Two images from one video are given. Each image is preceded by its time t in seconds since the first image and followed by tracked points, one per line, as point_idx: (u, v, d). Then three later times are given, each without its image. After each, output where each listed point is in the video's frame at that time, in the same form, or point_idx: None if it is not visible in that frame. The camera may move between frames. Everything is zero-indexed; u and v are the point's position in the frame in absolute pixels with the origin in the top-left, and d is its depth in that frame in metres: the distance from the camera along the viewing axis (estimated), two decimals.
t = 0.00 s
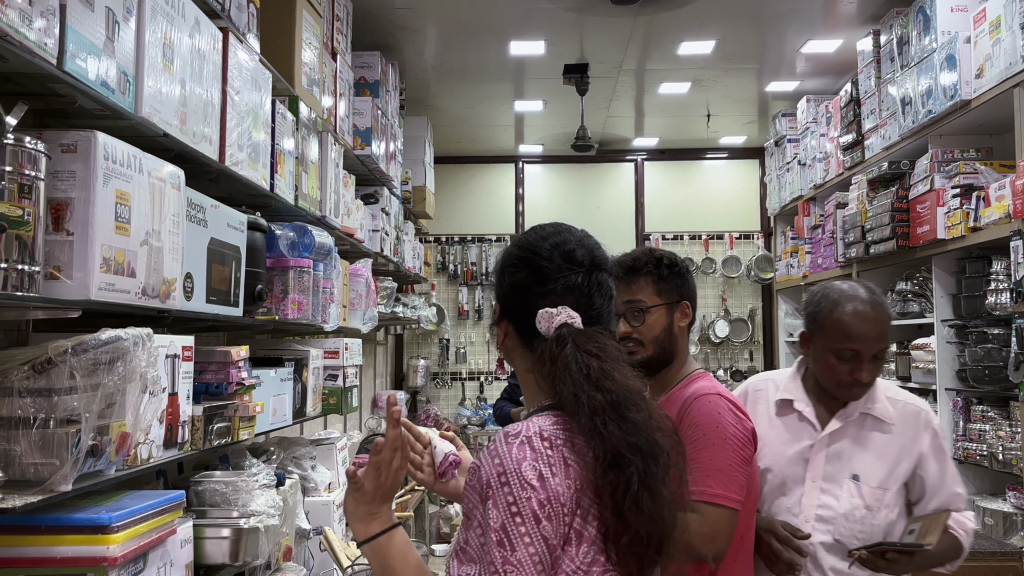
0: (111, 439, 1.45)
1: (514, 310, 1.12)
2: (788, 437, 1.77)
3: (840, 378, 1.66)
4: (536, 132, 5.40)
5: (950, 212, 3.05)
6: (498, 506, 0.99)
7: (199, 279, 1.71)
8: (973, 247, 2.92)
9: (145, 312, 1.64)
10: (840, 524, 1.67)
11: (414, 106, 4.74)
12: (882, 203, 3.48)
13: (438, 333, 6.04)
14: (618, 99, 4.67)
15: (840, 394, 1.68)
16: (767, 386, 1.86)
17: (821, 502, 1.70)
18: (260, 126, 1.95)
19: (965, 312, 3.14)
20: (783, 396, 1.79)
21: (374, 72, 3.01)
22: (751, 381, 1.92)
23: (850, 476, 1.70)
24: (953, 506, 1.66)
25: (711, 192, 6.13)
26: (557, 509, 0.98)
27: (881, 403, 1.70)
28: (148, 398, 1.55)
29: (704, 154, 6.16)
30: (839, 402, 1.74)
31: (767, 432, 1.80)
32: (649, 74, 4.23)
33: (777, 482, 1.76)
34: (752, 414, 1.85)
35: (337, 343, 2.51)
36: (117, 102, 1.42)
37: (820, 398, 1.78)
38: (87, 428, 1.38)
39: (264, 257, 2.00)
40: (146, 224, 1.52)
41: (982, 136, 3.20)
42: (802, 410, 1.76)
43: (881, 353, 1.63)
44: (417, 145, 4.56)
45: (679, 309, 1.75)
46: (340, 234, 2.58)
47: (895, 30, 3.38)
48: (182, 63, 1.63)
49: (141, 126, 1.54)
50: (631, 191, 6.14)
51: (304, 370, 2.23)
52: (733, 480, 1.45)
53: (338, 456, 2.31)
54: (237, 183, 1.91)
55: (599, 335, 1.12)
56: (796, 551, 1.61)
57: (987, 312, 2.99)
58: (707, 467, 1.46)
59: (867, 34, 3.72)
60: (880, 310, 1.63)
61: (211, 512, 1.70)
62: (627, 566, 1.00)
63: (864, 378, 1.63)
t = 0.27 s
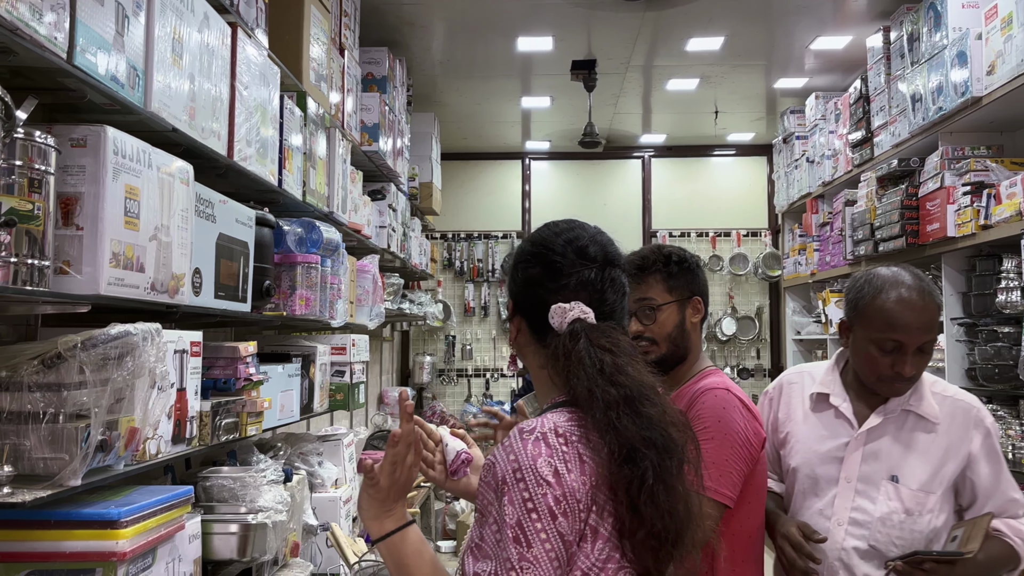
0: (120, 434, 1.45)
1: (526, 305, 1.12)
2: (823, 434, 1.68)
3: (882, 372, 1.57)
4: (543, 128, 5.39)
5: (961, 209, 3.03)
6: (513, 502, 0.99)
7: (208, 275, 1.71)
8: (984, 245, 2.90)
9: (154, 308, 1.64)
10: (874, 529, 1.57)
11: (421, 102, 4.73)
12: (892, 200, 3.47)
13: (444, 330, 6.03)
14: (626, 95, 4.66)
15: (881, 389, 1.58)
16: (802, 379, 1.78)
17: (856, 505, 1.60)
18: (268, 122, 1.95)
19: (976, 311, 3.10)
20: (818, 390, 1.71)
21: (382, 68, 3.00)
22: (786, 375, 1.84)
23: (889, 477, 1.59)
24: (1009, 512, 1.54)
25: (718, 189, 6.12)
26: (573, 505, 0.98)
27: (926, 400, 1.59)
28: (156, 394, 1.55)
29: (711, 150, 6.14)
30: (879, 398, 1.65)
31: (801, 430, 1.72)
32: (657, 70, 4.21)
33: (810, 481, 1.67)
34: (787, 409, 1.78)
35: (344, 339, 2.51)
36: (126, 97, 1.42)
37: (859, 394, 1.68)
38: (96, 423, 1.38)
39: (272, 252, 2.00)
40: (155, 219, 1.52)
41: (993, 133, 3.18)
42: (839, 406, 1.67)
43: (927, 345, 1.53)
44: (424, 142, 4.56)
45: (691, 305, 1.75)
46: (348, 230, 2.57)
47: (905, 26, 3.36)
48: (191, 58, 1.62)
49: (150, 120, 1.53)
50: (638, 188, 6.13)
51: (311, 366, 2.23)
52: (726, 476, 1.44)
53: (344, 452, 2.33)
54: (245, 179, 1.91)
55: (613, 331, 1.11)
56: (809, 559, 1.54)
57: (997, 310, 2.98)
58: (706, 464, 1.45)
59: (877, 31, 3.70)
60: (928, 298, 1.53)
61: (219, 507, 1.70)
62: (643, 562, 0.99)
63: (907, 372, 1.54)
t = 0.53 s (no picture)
0: (138, 429, 1.45)
1: (546, 303, 1.12)
2: (840, 444, 1.62)
3: (896, 375, 1.49)
4: (555, 125, 5.38)
5: (978, 207, 3.02)
6: (534, 502, 0.98)
7: (224, 271, 1.71)
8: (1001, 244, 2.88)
9: (170, 303, 1.64)
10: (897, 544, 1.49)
11: (433, 99, 4.73)
12: (908, 198, 3.45)
13: (455, 327, 6.03)
14: (639, 92, 4.65)
15: (896, 392, 1.51)
16: (818, 389, 1.72)
17: (875, 519, 1.53)
18: (283, 118, 1.95)
19: (993, 310, 3.10)
20: (832, 398, 1.65)
21: (395, 64, 3.00)
22: (804, 386, 1.78)
23: (908, 487, 1.51)
24: None
25: (729, 187, 6.10)
26: (594, 504, 0.98)
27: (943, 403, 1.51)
28: (173, 389, 1.55)
29: (724, 148, 6.12)
30: (895, 402, 1.58)
31: (817, 442, 1.66)
32: (670, 67, 4.20)
33: (829, 494, 1.61)
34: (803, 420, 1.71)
35: (357, 336, 2.51)
36: (143, 92, 1.42)
37: (875, 401, 1.62)
38: (114, 419, 1.38)
39: (287, 248, 2.00)
40: (172, 215, 1.52)
41: (1010, 131, 3.16)
42: (853, 414, 1.61)
43: (942, 342, 1.46)
44: (436, 138, 4.56)
45: (708, 305, 1.75)
46: (360, 227, 2.57)
47: (922, 23, 3.34)
48: (208, 54, 1.62)
49: (167, 116, 1.53)
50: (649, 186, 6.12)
51: (324, 362, 2.24)
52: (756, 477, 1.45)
53: (357, 449, 2.35)
54: (260, 175, 1.91)
55: (634, 329, 1.11)
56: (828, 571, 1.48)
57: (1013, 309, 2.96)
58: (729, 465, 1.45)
59: (893, 27, 3.68)
60: (939, 294, 1.48)
61: (234, 503, 1.70)
62: (663, 565, 0.98)
63: (923, 373, 1.46)
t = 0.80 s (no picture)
0: (157, 425, 1.46)
1: (571, 300, 1.12)
2: (882, 460, 1.44)
3: (951, 385, 1.31)
4: (570, 123, 5.37)
5: (998, 207, 2.99)
6: (555, 500, 0.98)
7: (242, 267, 1.72)
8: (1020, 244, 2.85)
9: (189, 300, 1.65)
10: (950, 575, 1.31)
11: (448, 96, 4.73)
12: (926, 197, 3.43)
13: (468, 324, 6.04)
14: (654, 90, 4.64)
15: (950, 405, 1.33)
16: (856, 400, 1.54)
17: (924, 545, 1.35)
18: (301, 115, 1.96)
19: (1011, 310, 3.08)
20: (875, 412, 1.46)
21: (411, 62, 3.00)
22: (839, 396, 1.60)
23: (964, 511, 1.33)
24: None
25: (744, 186, 6.08)
26: (616, 504, 0.97)
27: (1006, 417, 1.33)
28: (191, 385, 1.55)
29: (739, 146, 6.10)
30: (948, 416, 1.40)
31: (855, 458, 1.47)
32: (686, 64, 4.19)
33: (869, 517, 1.42)
34: (839, 434, 1.53)
35: (372, 333, 2.52)
36: (164, 89, 1.42)
37: (924, 415, 1.43)
38: (134, 414, 1.39)
39: (303, 245, 2.01)
40: (192, 211, 1.52)
41: None
42: (899, 430, 1.43)
43: (1004, 347, 1.28)
44: (451, 136, 4.56)
45: (724, 306, 1.75)
46: (376, 224, 2.58)
47: (941, 21, 3.32)
48: (228, 51, 1.62)
49: (187, 112, 1.54)
50: (663, 184, 6.11)
51: (339, 359, 2.24)
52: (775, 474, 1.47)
53: (371, 446, 2.35)
54: (278, 172, 1.92)
55: (660, 328, 1.10)
56: None
57: None
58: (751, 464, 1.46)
59: (912, 25, 3.66)
60: (1000, 293, 1.30)
61: (251, 499, 1.71)
62: (684, 567, 0.98)
63: (983, 382, 1.28)
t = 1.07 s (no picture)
0: (178, 421, 1.47)
1: (593, 300, 1.13)
2: (969, 471, 1.27)
3: None
4: (584, 122, 5.36)
5: (1017, 208, 2.97)
6: (577, 499, 0.98)
7: (261, 265, 1.72)
8: None
9: (209, 297, 1.66)
10: None
11: (463, 96, 4.75)
12: (944, 198, 3.41)
13: (482, 323, 6.05)
14: (670, 90, 4.64)
15: None
16: (928, 401, 1.38)
17: None
18: (320, 114, 1.97)
19: None
20: (961, 414, 1.29)
21: (427, 61, 3.01)
22: (903, 394, 1.43)
23: None
24: None
25: (758, 186, 6.06)
26: (638, 504, 0.97)
27: None
28: (211, 382, 1.56)
29: (754, 146, 6.08)
30: None
31: (935, 466, 1.30)
32: (701, 64, 4.18)
33: (960, 537, 1.24)
34: (906, 438, 1.36)
35: (388, 331, 2.53)
36: (186, 88, 1.43)
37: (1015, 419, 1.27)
38: (156, 410, 1.40)
39: (321, 244, 2.02)
40: (213, 209, 1.53)
41: None
42: (993, 436, 1.26)
43: None
44: (466, 135, 4.57)
45: (742, 308, 1.75)
46: (392, 223, 2.59)
47: (960, 21, 3.30)
48: (248, 50, 1.63)
49: (209, 111, 1.55)
50: (678, 184, 6.10)
51: (356, 357, 2.25)
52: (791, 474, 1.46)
53: (386, 443, 2.36)
54: (296, 171, 1.93)
55: (683, 330, 1.11)
56: None
57: None
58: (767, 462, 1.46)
59: (930, 25, 3.64)
60: None
61: (269, 496, 1.72)
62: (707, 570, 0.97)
63: None
